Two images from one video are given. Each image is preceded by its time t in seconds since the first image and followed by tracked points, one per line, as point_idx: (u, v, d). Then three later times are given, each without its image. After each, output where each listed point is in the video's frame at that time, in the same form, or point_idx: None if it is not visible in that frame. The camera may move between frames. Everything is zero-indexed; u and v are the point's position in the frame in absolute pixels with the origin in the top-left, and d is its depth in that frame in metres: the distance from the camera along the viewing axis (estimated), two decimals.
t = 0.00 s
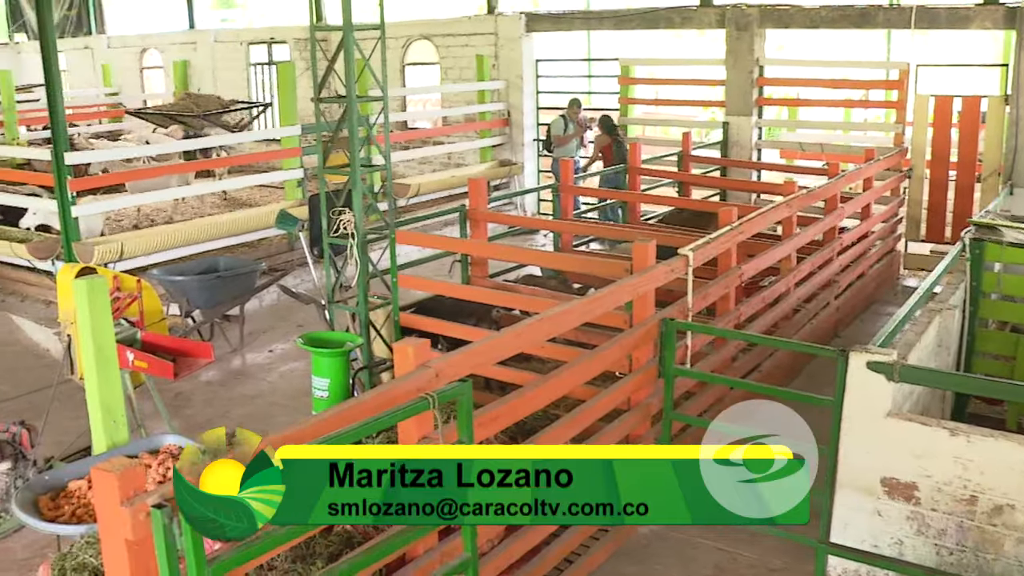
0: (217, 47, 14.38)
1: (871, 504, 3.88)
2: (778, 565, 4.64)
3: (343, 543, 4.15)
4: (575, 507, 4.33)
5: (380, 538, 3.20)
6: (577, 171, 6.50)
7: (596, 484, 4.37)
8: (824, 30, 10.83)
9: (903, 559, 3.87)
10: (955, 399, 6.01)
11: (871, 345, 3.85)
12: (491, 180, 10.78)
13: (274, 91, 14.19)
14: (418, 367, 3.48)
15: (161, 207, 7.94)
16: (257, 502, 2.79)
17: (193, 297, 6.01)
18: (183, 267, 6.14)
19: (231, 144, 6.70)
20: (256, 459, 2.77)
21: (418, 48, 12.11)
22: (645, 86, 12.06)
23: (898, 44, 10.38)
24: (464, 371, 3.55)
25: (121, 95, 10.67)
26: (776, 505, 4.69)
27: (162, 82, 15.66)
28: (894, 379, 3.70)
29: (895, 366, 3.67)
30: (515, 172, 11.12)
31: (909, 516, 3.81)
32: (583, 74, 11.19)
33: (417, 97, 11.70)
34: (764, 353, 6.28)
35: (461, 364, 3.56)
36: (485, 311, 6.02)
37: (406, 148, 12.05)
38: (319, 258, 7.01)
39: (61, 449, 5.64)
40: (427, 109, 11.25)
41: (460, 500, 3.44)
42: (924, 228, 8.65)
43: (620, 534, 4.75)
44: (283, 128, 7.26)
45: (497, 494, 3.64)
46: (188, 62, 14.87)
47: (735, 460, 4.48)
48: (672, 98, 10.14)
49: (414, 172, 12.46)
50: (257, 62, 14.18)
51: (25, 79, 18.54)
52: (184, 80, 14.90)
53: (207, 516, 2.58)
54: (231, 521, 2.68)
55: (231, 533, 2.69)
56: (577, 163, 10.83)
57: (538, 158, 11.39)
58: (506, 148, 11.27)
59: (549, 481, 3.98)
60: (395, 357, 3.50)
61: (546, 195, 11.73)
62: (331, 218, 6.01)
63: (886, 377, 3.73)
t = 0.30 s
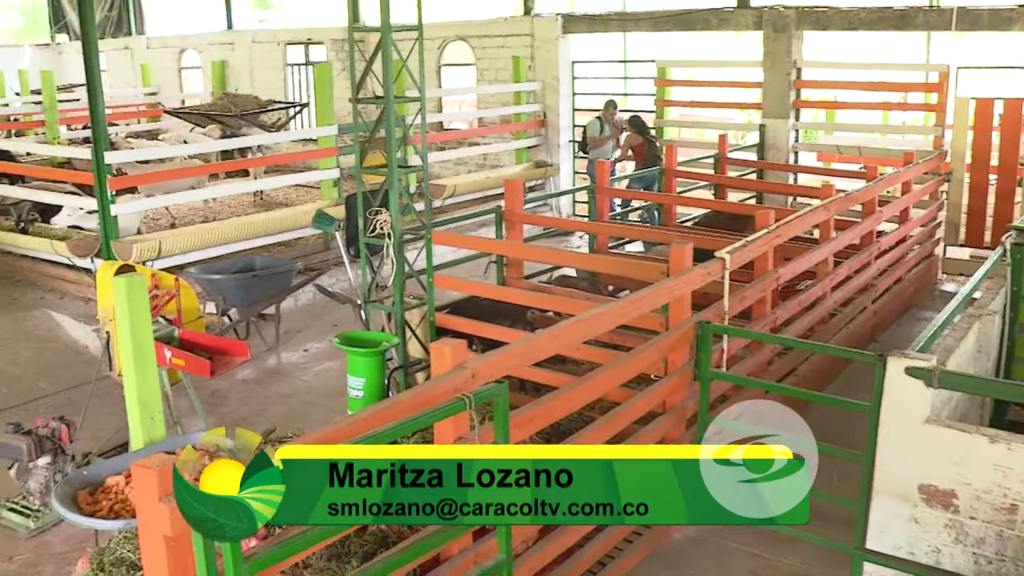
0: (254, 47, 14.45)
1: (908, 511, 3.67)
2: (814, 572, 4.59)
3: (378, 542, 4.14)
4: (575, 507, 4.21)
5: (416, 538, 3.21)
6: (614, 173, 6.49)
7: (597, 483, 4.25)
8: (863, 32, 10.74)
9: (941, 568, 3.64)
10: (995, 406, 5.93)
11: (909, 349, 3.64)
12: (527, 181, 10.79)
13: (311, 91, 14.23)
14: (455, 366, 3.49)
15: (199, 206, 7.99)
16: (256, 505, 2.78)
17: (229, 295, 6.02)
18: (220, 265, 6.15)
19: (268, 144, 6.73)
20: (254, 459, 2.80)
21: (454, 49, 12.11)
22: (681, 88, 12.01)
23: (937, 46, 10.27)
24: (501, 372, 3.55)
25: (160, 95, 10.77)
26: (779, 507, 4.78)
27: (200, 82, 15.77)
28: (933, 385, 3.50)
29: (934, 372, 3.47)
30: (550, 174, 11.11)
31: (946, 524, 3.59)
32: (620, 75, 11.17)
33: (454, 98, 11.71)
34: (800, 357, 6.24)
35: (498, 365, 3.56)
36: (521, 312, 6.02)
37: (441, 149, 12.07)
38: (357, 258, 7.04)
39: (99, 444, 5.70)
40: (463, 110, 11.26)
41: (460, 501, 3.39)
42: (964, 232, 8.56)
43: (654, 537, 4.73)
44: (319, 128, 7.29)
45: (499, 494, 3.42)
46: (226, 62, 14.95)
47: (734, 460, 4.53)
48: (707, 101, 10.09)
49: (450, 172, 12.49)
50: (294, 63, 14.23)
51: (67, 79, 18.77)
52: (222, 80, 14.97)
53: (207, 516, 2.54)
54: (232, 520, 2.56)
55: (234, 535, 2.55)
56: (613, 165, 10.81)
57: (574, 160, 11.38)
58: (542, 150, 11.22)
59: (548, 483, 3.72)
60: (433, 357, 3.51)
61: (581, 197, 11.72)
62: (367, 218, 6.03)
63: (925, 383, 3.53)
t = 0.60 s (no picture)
0: (290, 48, 14.51)
1: (944, 518, 3.63)
2: None
3: (412, 542, 4.14)
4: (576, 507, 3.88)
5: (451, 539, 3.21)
6: (648, 175, 6.49)
7: (596, 485, 3.99)
8: (901, 34, 10.66)
9: None
10: None
11: (946, 355, 3.60)
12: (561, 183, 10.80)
13: (347, 91, 14.27)
14: (491, 368, 3.49)
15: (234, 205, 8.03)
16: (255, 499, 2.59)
17: (264, 294, 6.00)
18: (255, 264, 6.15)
19: (304, 144, 6.76)
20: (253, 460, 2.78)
21: (489, 50, 12.10)
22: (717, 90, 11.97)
23: (977, 48, 10.17)
24: (536, 374, 3.53)
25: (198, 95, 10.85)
26: (779, 507, 4.77)
27: (236, 82, 15.90)
28: (971, 392, 3.46)
29: (973, 378, 3.43)
30: (584, 176, 11.12)
31: (983, 532, 3.54)
32: (655, 77, 11.15)
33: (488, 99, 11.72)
34: (834, 361, 6.19)
35: (533, 367, 3.55)
36: (555, 314, 6.03)
37: (476, 150, 12.10)
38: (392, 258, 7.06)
39: (134, 441, 5.74)
40: (497, 111, 11.27)
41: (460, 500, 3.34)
42: (1003, 237, 8.47)
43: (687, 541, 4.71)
44: (355, 129, 7.32)
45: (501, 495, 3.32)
46: (262, 63, 15.02)
47: (733, 461, 4.43)
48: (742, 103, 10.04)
49: (484, 173, 12.50)
50: (329, 63, 14.26)
51: (105, 79, 18.96)
52: (258, 80, 15.04)
53: (207, 516, 2.66)
54: (231, 520, 2.62)
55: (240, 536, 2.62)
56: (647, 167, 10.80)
57: (608, 161, 11.37)
58: (576, 151, 11.24)
59: (552, 482, 3.47)
60: (469, 358, 3.52)
61: (615, 199, 11.71)
62: (403, 218, 6.06)
63: (963, 389, 3.49)
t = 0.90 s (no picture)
0: (327, 49, 14.51)
1: (983, 528, 3.65)
2: None
3: (446, 543, 4.11)
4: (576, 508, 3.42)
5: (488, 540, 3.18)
6: (684, 179, 6.50)
7: (598, 484, 3.47)
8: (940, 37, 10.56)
9: None
10: None
11: (986, 362, 3.58)
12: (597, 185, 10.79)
13: (382, 93, 14.25)
14: (526, 370, 3.48)
15: (270, 206, 8.09)
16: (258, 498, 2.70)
17: (300, 294, 6.03)
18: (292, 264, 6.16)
19: (340, 145, 6.78)
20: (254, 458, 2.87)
21: (524, 52, 12.05)
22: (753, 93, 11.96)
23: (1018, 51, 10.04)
24: (571, 377, 3.51)
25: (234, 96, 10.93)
26: (780, 508, 4.61)
27: (273, 83, 16.02)
28: (1011, 400, 3.44)
29: (1013, 387, 3.41)
30: (620, 179, 11.07)
31: None
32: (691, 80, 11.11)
33: (524, 101, 11.70)
34: (871, 367, 6.12)
35: (569, 370, 3.55)
36: (590, 316, 6.02)
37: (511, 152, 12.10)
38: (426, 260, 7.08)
39: (170, 438, 5.79)
40: (532, 113, 11.26)
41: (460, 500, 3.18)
42: None
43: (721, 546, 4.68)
44: (390, 130, 7.34)
45: (500, 495, 3.23)
46: (298, 64, 15.01)
47: (734, 461, 4.22)
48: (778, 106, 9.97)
49: (519, 175, 12.50)
50: (365, 65, 14.23)
51: (143, 80, 19.18)
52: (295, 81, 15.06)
53: (206, 516, 2.80)
54: (231, 520, 2.77)
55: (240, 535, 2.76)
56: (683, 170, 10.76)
57: (644, 164, 11.32)
58: (611, 154, 11.23)
59: (554, 483, 3.30)
60: (506, 361, 3.52)
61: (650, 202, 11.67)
62: (438, 219, 6.06)
63: (1003, 398, 3.46)
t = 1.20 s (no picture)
0: (364, 52, 14.44)
1: None
2: None
3: (481, 546, 4.01)
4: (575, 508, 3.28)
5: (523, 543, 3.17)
6: (722, 184, 6.53)
7: (596, 485, 3.22)
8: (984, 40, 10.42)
9: None
10: None
11: None
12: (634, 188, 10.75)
13: (419, 96, 14.15)
14: (563, 373, 3.45)
15: (308, 207, 8.13)
16: (255, 504, 3.02)
17: (336, 295, 6.04)
18: (329, 265, 6.18)
19: (377, 147, 6.81)
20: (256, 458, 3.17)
21: (561, 55, 12.01)
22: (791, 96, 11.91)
23: None
24: (609, 381, 3.48)
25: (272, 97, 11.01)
26: (779, 507, 4.54)
27: (311, 85, 16.10)
28: None
29: None
30: (657, 182, 10.97)
31: None
32: (729, 84, 11.05)
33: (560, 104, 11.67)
34: (910, 375, 6.06)
35: (607, 373, 3.53)
36: (626, 320, 6.07)
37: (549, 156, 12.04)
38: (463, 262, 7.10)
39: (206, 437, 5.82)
40: (568, 116, 11.22)
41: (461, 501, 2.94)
42: None
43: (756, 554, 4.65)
44: (427, 132, 7.36)
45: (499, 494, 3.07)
46: (336, 66, 14.93)
47: (734, 461, 4.07)
48: (817, 110, 9.88)
49: (555, 179, 12.46)
50: (402, 67, 14.14)
51: (183, 81, 19.36)
52: (332, 83, 15.00)
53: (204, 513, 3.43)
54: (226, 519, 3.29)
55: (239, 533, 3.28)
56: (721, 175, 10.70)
57: (681, 168, 11.25)
58: (648, 157, 11.14)
59: (554, 483, 3.19)
60: (542, 363, 3.52)
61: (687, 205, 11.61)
62: (476, 222, 6.07)
63: None
